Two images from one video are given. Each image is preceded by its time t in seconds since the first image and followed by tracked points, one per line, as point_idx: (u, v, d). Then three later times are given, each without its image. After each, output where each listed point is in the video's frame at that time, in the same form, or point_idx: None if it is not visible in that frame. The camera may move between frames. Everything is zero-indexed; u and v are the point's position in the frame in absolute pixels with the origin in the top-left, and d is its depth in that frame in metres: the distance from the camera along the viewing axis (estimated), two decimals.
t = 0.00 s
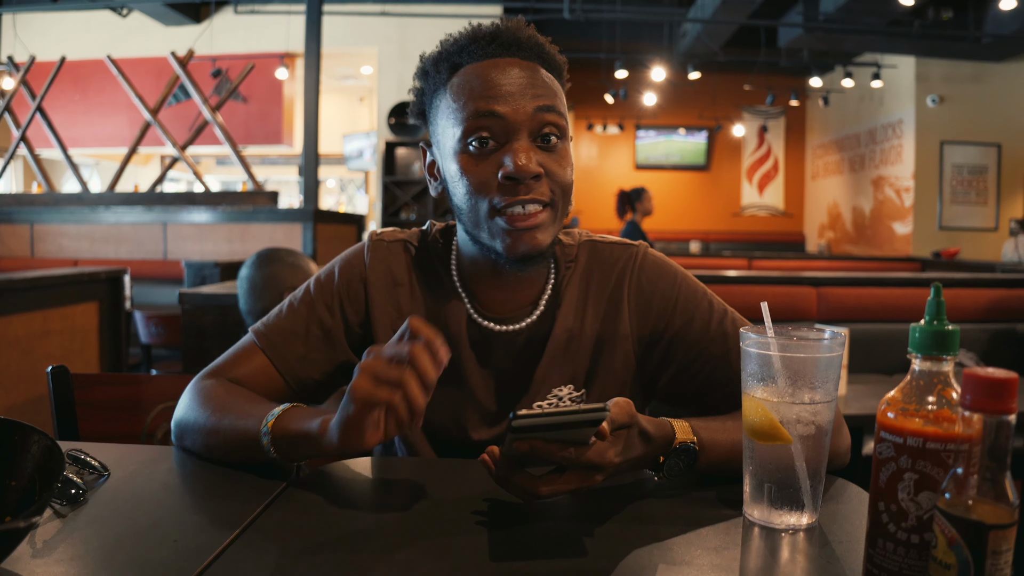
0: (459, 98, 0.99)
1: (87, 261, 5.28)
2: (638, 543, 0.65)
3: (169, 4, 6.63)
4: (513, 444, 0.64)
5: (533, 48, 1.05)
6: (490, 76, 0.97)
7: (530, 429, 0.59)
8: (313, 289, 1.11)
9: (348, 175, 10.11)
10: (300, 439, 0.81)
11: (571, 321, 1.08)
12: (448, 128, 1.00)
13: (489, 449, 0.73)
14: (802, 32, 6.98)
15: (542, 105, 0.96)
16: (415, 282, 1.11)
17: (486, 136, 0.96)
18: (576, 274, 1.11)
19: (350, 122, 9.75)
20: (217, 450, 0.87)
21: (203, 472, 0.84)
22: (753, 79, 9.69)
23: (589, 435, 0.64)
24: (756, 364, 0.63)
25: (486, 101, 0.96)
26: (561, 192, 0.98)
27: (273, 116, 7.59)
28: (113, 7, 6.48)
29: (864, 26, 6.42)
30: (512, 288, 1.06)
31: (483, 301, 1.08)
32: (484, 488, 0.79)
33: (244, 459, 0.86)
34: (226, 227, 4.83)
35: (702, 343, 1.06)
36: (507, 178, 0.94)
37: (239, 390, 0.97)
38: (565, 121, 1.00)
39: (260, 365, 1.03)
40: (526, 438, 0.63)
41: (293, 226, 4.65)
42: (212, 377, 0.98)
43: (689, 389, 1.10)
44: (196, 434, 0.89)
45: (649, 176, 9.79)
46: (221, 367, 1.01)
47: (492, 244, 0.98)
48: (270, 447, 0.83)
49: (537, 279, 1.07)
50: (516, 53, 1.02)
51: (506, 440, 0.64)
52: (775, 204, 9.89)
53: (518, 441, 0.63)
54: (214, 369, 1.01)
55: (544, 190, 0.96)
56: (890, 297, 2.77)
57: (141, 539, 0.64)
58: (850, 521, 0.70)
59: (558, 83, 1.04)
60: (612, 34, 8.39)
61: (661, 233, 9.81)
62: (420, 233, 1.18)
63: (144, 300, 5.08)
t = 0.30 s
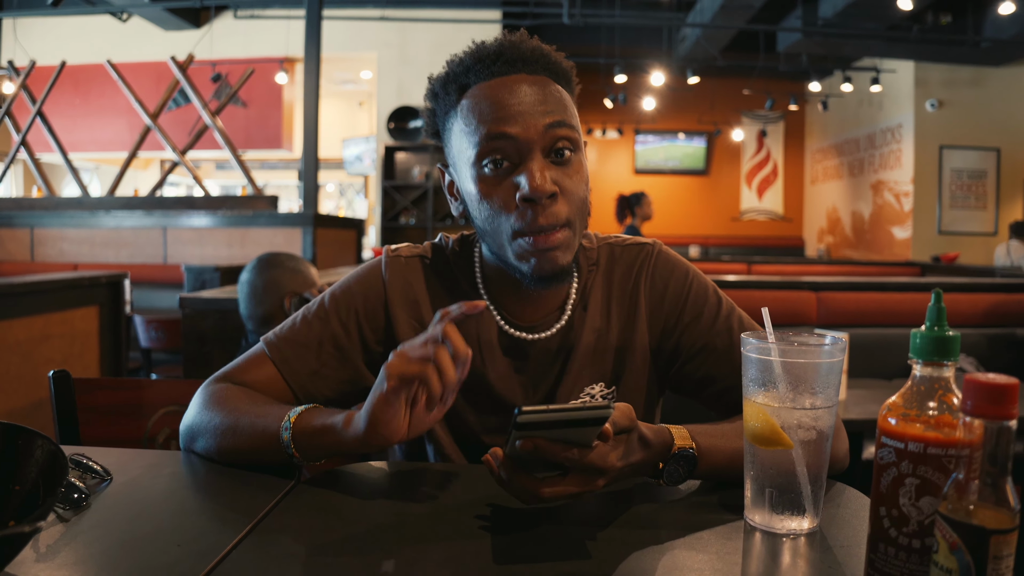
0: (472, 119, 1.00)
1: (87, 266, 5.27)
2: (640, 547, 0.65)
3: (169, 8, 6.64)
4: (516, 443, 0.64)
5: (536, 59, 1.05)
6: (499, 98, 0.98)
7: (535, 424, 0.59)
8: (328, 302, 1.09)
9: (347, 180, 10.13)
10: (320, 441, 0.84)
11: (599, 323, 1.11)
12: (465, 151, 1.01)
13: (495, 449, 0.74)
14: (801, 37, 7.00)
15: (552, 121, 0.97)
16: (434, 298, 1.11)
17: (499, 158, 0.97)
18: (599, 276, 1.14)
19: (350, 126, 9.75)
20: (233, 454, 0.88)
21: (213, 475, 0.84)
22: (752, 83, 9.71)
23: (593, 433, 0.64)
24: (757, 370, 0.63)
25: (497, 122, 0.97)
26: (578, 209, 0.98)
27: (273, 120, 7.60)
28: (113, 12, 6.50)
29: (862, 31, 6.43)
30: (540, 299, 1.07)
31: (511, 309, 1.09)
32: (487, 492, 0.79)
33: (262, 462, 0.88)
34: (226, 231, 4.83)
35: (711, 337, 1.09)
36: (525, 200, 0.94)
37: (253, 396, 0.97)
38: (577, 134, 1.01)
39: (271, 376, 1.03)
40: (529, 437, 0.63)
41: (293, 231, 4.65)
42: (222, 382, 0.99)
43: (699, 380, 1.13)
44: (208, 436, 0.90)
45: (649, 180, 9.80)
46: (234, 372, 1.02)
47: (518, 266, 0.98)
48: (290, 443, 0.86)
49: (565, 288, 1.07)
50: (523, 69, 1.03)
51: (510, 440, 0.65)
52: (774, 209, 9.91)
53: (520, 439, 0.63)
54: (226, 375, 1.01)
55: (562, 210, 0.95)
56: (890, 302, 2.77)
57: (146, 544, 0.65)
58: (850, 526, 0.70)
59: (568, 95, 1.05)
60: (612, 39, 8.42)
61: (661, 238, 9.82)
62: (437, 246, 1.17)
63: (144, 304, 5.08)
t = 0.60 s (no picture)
0: (484, 131, 1.01)
1: (90, 267, 5.28)
2: (647, 550, 0.65)
3: (173, 10, 6.67)
4: (534, 438, 0.65)
5: (552, 64, 1.04)
6: (509, 111, 0.98)
7: (554, 417, 0.60)
8: (340, 305, 1.10)
9: (350, 182, 10.15)
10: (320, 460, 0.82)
11: (614, 327, 1.11)
12: (478, 160, 1.03)
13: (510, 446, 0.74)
14: (804, 39, 6.99)
15: (562, 133, 0.97)
16: (451, 303, 1.11)
17: (508, 170, 0.98)
18: (614, 280, 1.14)
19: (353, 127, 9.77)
20: (236, 458, 0.86)
21: (223, 477, 0.84)
22: (755, 85, 9.71)
23: (612, 430, 0.64)
24: (764, 372, 0.63)
25: (507, 134, 0.98)
26: (586, 221, 0.99)
27: (276, 122, 7.62)
28: (117, 14, 6.53)
29: (865, 33, 6.44)
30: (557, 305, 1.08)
31: (528, 315, 1.09)
32: (497, 495, 0.79)
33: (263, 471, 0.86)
34: (229, 233, 4.85)
35: (718, 338, 1.10)
36: (528, 214, 0.96)
37: (259, 398, 0.96)
38: (588, 144, 1.01)
39: (279, 375, 1.03)
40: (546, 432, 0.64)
41: (296, 233, 4.67)
42: (231, 384, 0.99)
43: (709, 381, 1.13)
44: (211, 441, 0.89)
45: (651, 182, 9.80)
46: (242, 374, 1.01)
47: (526, 276, 1.00)
48: (288, 464, 0.83)
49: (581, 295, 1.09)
50: (537, 77, 1.02)
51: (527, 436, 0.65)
52: (776, 210, 9.92)
53: (539, 434, 0.64)
54: (234, 377, 1.01)
55: (567, 222, 0.97)
56: (893, 305, 2.77)
57: (152, 545, 0.65)
58: (858, 527, 0.70)
59: (584, 102, 1.04)
60: (614, 41, 8.44)
61: (663, 240, 9.82)
62: (453, 252, 1.17)
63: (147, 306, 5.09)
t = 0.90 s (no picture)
0: (495, 133, 1.01)
1: (89, 274, 5.28)
2: (642, 555, 0.65)
3: (173, 18, 6.69)
4: (525, 444, 0.65)
5: (566, 74, 1.05)
6: (523, 116, 0.99)
7: (546, 424, 0.60)
8: (337, 312, 1.10)
9: (349, 190, 10.16)
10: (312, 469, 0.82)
11: (608, 333, 1.11)
12: (485, 163, 1.03)
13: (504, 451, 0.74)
14: (802, 46, 7.02)
15: (572, 144, 0.98)
16: (444, 308, 1.11)
17: (518, 174, 0.99)
18: (608, 287, 1.15)
19: (352, 134, 9.79)
20: (231, 464, 0.87)
21: (220, 483, 0.85)
22: (752, 92, 9.75)
23: (604, 438, 0.65)
24: (759, 378, 0.64)
25: (518, 140, 0.98)
26: (589, 231, 0.99)
27: (275, 130, 7.65)
28: (117, 22, 6.57)
29: (862, 40, 6.48)
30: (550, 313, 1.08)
31: (521, 324, 1.10)
32: (492, 501, 0.79)
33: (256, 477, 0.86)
34: (228, 240, 4.84)
35: (712, 346, 1.10)
36: (536, 220, 0.96)
37: (258, 406, 0.97)
38: (596, 156, 1.02)
39: (277, 382, 1.03)
40: (539, 439, 0.64)
41: (295, 240, 4.67)
42: (228, 391, 0.99)
43: (704, 388, 1.13)
44: (207, 447, 0.90)
45: (650, 189, 9.82)
46: (239, 381, 1.01)
47: (525, 280, 1.00)
48: (284, 472, 0.83)
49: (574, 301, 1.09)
50: (550, 86, 1.03)
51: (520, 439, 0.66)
52: (775, 217, 9.94)
53: (530, 441, 0.64)
54: (231, 383, 1.01)
55: (572, 232, 0.97)
56: (889, 311, 2.77)
57: (150, 550, 0.65)
58: (851, 532, 0.70)
59: (592, 114, 1.05)
60: (612, 48, 8.48)
61: (662, 246, 9.83)
62: (451, 260, 1.18)
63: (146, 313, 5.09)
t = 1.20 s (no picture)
0: (496, 136, 1.01)
1: (87, 279, 5.27)
2: (642, 560, 0.65)
3: (172, 23, 6.70)
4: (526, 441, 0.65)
5: (566, 79, 1.06)
6: (524, 120, 1.00)
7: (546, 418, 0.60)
8: (335, 317, 1.10)
9: (347, 195, 10.17)
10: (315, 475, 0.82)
11: (607, 338, 1.11)
12: (485, 166, 1.03)
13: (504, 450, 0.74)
14: (800, 52, 7.03)
15: (573, 148, 0.98)
16: (444, 313, 1.11)
17: (518, 178, 0.99)
18: (606, 292, 1.15)
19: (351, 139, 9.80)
20: (234, 471, 0.86)
21: (220, 487, 0.84)
22: (751, 98, 9.77)
23: (605, 436, 0.64)
24: (758, 383, 0.64)
25: (519, 143, 0.99)
26: (589, 235, 0.99)
27: (273, 135, 7.65)
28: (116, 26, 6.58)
29: (860, 46, 6.50)
30: (548, 317, 1.08)
31: (521, 329, 1.10)
32: (491, 506, 0.79)
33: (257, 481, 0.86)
34: (227, 245, 4.84)
35: (711, 351, 1.10)
36: (536, 223, 0.96)
37: (256, 410, 0.96)
38: (596, 160, 1.02)
39: (276, 388, 1.03)
40: (540, 434, 0.64)
41: (293, 245, 4.67)
42: (227, 395, 0.99)
43: (704, 394, 1.13)
44: (206, 452, 0.90)
45: (649, 195, 9.84)
46: (237, 386, 1.01)
47: (524, 284, 1.00)
48: (283, 477, 0.83)
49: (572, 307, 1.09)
50: (551, 90, 1.03)
51: (520, 438, 0.65)
52: (773, 223, 9.95)
53: (531, 436, 0.64)
54: (230, 388, 1.01)
55: (572, 235, 0.97)
56: (888, 316, 2.78)
57: (148, 555, 0.65)
58: (850, 538, 0.70)
59: (592, 119, 1.06)
60: (611, 53, 8.49)
61: (661, 252, 9.84)
62: (450, 264, 1.17)
63: (144, 318, 5.08)
